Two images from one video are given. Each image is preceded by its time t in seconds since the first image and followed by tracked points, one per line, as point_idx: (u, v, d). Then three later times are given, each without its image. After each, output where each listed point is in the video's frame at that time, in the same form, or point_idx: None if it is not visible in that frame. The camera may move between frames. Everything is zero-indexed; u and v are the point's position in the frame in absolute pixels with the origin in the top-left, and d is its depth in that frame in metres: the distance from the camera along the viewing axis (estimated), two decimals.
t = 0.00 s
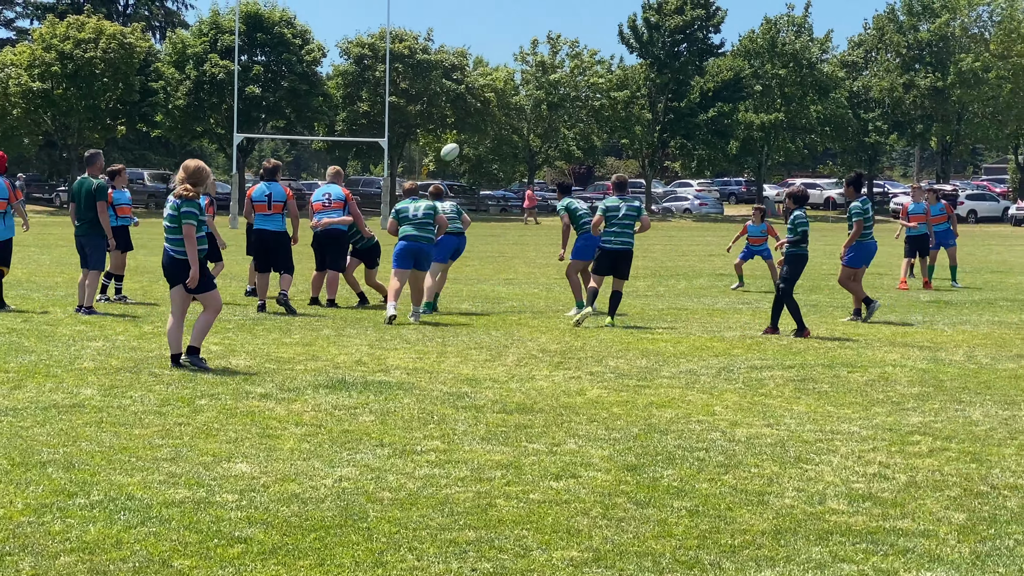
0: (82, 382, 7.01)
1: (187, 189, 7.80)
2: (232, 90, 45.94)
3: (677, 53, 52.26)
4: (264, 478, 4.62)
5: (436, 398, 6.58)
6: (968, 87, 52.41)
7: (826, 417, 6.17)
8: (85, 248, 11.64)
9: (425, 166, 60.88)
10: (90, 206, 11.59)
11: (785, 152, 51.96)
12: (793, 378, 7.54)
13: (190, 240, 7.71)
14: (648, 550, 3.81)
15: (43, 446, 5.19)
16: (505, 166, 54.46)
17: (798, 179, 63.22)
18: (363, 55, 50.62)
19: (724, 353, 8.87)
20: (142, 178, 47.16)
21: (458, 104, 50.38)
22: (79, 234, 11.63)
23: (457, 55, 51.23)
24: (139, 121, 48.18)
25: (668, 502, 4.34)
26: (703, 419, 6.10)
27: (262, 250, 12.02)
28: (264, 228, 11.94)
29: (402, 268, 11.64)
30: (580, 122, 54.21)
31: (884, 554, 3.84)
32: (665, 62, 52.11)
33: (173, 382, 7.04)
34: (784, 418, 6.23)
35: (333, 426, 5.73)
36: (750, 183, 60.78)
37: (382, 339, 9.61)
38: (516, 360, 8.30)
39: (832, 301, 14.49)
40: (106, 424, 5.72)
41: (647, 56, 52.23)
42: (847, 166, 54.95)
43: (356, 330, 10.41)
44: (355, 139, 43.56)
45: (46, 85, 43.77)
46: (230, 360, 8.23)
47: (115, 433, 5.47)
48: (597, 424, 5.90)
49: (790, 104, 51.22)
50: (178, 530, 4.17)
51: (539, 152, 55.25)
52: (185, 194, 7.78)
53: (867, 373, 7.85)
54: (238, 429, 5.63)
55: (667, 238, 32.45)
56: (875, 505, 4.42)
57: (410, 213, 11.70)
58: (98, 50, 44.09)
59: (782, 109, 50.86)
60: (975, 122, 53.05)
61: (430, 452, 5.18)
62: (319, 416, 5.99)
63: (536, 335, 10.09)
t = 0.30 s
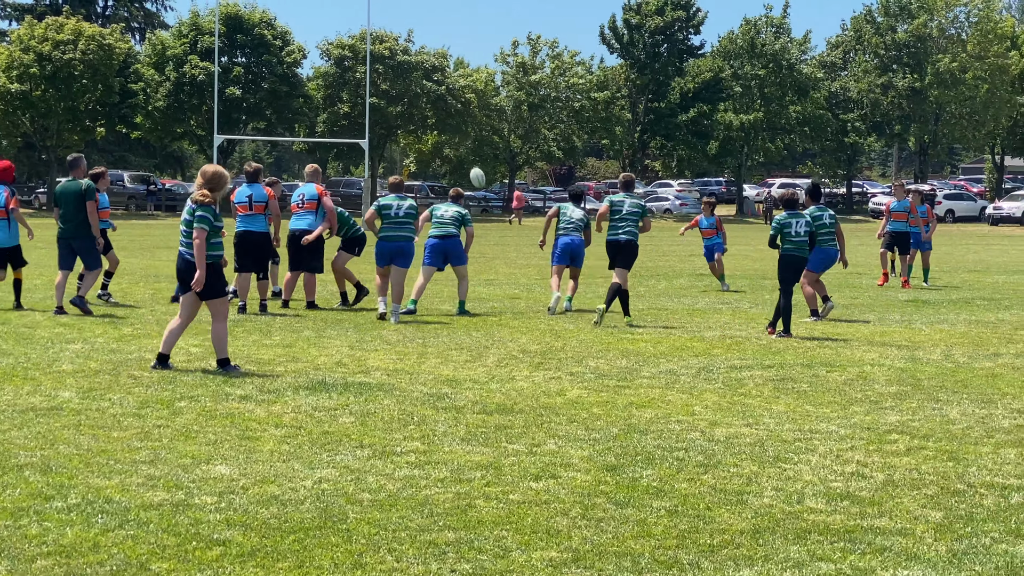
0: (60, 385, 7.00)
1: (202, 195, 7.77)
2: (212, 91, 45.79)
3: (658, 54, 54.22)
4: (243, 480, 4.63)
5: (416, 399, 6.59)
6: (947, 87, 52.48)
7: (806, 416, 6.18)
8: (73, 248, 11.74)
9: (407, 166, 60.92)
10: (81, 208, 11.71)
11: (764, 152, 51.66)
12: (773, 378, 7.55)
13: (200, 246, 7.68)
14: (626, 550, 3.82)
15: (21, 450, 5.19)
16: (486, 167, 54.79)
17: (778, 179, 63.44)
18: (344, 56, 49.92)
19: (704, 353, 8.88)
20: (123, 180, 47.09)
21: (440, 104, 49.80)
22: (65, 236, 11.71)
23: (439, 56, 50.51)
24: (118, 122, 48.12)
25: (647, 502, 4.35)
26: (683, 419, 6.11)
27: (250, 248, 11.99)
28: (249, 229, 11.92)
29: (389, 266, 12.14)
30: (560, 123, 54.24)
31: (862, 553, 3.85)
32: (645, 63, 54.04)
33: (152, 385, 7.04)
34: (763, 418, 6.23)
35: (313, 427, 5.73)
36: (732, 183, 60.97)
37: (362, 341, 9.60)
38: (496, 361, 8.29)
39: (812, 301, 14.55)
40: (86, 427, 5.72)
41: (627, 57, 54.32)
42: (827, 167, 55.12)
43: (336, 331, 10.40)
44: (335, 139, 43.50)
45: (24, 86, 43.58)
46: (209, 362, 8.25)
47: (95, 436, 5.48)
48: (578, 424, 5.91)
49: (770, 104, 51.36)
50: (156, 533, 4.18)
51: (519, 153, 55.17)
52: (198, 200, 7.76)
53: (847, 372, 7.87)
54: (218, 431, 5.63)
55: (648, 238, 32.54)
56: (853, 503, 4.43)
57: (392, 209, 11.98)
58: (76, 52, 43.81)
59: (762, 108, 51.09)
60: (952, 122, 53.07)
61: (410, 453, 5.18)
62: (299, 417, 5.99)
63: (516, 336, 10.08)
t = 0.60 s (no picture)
0: (32, 385, 6.97)
1: (205, 188, 7.92)
2: (185, 89, 45.72)
3: (632, 53, 53.25)
4: (214, 480, 4.61)
5: (389, 398, 6.57)
6: (919, 85, 52.62)
7: (780, 414, 6.19)
8: (58, 249, 11.74)
9: (381, 164, 61.09)
10: (68, 210, 11.71)
11: (739, 151, 52.48)
12: (747, 376, 7.56)
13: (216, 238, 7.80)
14: (599, 549, 3.81)
15: None
16: (460, 166, 54.71)
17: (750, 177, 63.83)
18: (318, 55, 50.04)
19: (678, 351, 8.88)
20: (95, 179, 46.97)
21: (414, 104, 49.84)
22: (51, 236, 11.69)
23: (413, 55, 50.55)
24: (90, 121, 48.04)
25: (620, 501, 4.34)
26: (656, 417, 6.11)
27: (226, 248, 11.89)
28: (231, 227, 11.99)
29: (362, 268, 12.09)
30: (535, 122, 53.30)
31: (835, 550, 3.85)
32: (620, 62, 53.19)
33: (124, 385, 7.01)
34: (737, 415, 6.23)
35: (286, 427, 5.71)
36: (706, 180, 61.51)
37: (336, 340, 9.58)
38: (470, 360, 8.30)
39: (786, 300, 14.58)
40: (56, 427, 5.70)
41: (601, 55, 53.28)
42: (801, 165, 54.64)
43: (309, 330, 10.39)
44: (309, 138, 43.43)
45: None
46: (181, 362, 8.25)
47: (66, 436, 5.44)
48: (552, 423, 5.89)
49: (744, 101, 52.48)
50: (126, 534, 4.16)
51: (494, 151, 55.20)
52: (202, 193, 7.89)
53: (820, 369, 7.89)
54: (189, 430, 5.60)
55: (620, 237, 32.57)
56: (826, 501, 4.44)
57: (362, 212, 11.93)
58: (47, 50, 43.48)
59: (736, 108, 51.67)
60: (924, 120, 53.51)
61: (383, 452, 5.16)
62: (271, 417, 5.96)
63: (490, 335, 10.07)
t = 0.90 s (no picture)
0: None
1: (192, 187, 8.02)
2: (151, 86, 45.48)
3: (601, 49, 53.44)
4: (180, 478, 4.60)
5: (357, 395, 6.56)
6: (886, 83, 53.19)
7: (746, 411, 6.21)
8: (38, 242, 11.67)
9: (351, 163, 61.06)
10: (49, 202, 11.73)
11: (708, 148, 52.35)
12: (714, 373, 7.58)
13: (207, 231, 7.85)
14: (567, 545, 3.82)
15: None
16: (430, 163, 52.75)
17: (719, 175, 64.08)
18: (285, 51, 49.66)
19: (646, 348, 8.91)
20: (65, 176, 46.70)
21: (382, 101, 49.99)
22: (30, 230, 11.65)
23: (381, 52, 50.27)
24: (56, 117, 47.71)
25: (587, 498, 4.35)
26: (624, 414, 6.13)
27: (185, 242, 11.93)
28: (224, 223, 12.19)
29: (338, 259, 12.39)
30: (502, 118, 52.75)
31: (801, 545, 3.86)
32: (589, 58, 53.18)
33: (90, 382, 6.98)
34: (704, 412, 6.26)
35: (252, 425, 5.69)
36: (674, 178, 61.77)
37: (304, 337, 9.57)
38: (438, 356, 8.30)
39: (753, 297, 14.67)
40: (19, 425, 5.65)
41: (570, 52, 53.48)
42: (769, 163, 54.43)
43: (277, 327, 10.36)
44: (277, 134, 43.32)
45: None
46: (147, 359, 8.23)
47: (29, 434, 5.42)
48: (519, 420, 5.89)
49: (712, 99, 52.08)
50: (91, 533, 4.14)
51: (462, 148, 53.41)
52: (193, 191, 7.98)
53: (788, 366, 7.91)
54: (154, 428, 5.58)
55: (585, 235, 32.67)
56: (791, 497, 4.45)
57: (336, 204, 12.21)
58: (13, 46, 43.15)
59: (704, 104, 51.58)
60: (892, 117, 54.32)
61: (349, 450, 5.16)
62: (238, 414, 5.94)
63: (458, 332, 10.08)
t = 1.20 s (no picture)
0: None
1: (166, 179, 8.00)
2: (112, 81, 45.37)
3: (565, 46, 53.74)
4: (140, 476, 4.59)
5: (319, 392, 6.57)
6: (849, 80, 53.18)
7: (709, 407, 6.25)
8: (11, 241, 11.78)
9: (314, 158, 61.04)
10: (22, 203, 11.83)
11: (671, 145, 53.30)
12: (676, 369, 7.64)
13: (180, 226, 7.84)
14: (528, 542, 3.84)
15: None
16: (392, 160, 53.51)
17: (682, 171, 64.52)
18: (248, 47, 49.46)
19: (608, 344, 8.94)
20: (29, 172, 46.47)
21: (346, 97, 50.31)
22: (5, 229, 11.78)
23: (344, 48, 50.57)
24: (15, 112, 47.49)
25: (549, 494, 4.37)
26: (586, 411, 6.16)
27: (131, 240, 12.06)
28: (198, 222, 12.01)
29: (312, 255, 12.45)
30: (466, 115, 53.46)
31: (763, 541, 3.90)
32: (552, 54, 53.46)
33: (50, 379, 6.96)
34: (666, 409, 6.30)
35: (213, 421, 5.68)
36: (637, 173, 62.16)
37: (266, 334, 9.57)
38: (400, 353, 8.32)
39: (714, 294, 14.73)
40: None
41: (534, 48, 53.68)
42: (732, 158, 55.59)
43: (238, 324, 10.35)
44: (239, 131, 43.35)
45: None
46: (108, 356, 8.21)
47: None
48: (482, 416, 5.91)
49: (675, 96, 52.84)
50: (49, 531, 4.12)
51: (425, 144, 54.32)
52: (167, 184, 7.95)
53: (750, 363, 7.96)
54: (114, 426, 5.57)
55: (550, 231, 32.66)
56: (753, 493, 4.49)
57: (315, 201, 12.30)
58: None
59: (667, 102, 52.36)
60: (854, 114, 54.32)
61: (310, 447, 5.17)
62: (199, 411, 5.93)
63: (421, 328, 10.09)
